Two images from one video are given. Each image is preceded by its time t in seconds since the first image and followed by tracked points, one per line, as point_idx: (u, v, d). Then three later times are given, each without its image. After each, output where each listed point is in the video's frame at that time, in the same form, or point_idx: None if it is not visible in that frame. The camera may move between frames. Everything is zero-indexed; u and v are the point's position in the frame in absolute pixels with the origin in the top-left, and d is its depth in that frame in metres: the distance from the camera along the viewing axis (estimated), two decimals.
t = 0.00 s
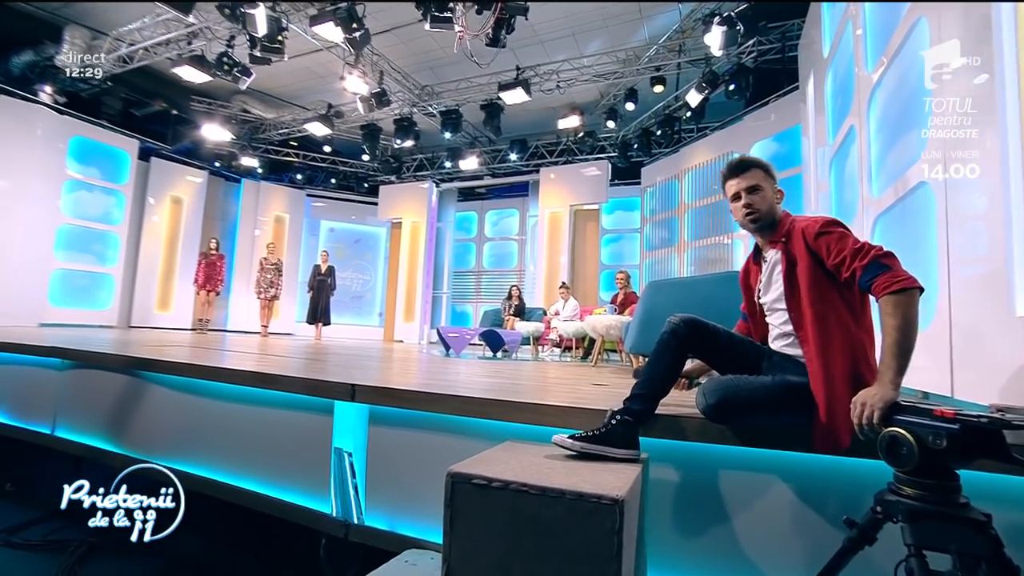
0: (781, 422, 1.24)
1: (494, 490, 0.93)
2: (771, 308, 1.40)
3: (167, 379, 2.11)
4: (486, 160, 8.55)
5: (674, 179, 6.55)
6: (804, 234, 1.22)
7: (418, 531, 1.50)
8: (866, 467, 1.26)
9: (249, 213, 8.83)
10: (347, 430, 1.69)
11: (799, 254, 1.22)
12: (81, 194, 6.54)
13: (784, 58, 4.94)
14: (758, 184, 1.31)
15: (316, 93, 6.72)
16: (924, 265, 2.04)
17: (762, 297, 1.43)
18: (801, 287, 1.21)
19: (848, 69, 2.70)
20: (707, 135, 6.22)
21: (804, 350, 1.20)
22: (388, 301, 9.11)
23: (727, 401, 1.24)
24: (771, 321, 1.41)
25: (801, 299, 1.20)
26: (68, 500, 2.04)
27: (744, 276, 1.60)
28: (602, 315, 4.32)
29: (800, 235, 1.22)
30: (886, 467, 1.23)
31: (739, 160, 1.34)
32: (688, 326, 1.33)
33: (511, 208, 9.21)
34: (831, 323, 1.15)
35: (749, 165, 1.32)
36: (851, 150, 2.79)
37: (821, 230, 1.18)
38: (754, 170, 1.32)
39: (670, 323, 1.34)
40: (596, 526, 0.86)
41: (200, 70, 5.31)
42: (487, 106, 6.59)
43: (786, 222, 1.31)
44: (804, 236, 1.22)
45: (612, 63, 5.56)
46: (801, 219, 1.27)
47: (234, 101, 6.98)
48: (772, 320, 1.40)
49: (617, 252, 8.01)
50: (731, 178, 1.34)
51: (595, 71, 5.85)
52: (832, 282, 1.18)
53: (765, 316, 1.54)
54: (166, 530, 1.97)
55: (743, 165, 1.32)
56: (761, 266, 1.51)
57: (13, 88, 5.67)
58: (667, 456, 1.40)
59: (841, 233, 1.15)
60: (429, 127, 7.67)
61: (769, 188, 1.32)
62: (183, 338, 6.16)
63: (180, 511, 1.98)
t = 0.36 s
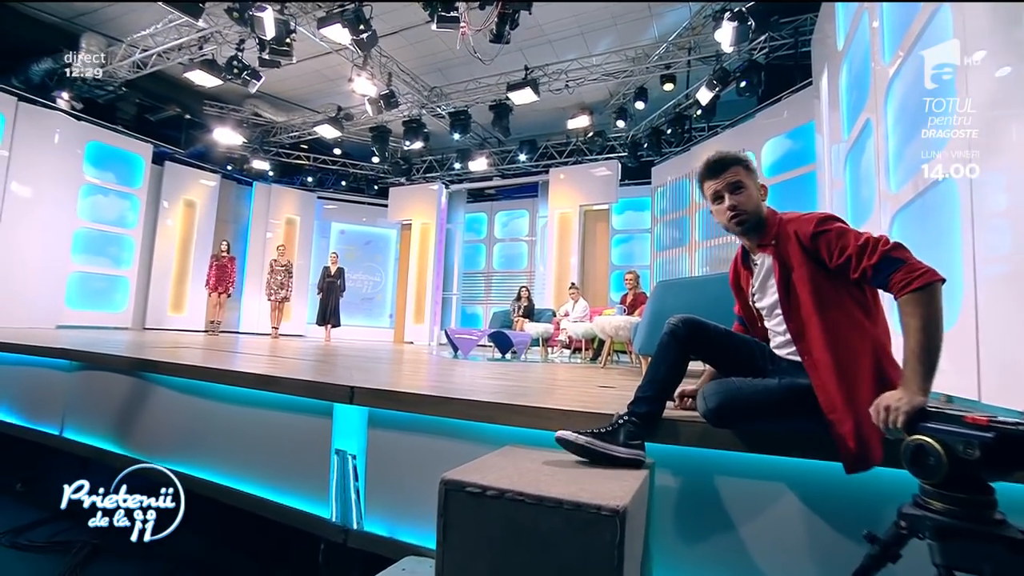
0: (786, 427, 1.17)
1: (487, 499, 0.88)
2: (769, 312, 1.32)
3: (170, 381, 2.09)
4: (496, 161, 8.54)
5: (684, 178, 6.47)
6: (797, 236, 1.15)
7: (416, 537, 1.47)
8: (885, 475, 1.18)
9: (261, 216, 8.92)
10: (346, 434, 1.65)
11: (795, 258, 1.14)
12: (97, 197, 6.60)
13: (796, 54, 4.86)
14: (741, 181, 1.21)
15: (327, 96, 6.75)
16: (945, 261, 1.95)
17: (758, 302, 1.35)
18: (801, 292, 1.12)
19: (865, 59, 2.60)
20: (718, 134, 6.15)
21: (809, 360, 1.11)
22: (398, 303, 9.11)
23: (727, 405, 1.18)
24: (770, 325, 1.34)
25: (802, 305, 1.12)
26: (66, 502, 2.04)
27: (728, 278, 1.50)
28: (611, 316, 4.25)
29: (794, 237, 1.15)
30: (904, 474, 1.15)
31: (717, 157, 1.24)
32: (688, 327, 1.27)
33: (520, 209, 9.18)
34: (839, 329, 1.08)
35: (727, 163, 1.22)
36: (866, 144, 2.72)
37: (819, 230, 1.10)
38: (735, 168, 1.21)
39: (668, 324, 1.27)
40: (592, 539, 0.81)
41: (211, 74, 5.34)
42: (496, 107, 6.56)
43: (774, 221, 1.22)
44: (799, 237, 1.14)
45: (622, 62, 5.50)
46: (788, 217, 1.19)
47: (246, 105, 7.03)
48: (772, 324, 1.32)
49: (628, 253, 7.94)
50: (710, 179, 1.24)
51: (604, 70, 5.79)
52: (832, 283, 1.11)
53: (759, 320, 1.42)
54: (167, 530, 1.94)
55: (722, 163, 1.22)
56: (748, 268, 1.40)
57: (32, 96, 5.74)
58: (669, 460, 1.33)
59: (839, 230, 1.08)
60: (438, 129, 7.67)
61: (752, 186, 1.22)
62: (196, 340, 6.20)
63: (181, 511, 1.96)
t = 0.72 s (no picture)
0: (788, 434, 1.11)
1: (473, 516, 0.81)
2: (765, 310, 1.25)
3: (149, 388, 2.00)
4: (489, 161, 8.49)
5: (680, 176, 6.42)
6: (791, 229, 1.07)
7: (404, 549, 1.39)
8: (897, 482, 1.10)
9: (252, 218, 8.83)
10: (332, 441, 1.56)
11: (791, 254, 1.06)
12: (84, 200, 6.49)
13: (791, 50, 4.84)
14: (729, 172, 1.13)
15: (319, 97, 6.69)
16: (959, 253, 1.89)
17: (754, 299, 1.27)
18: (799, 292, 1.05)
19: (864, 49, 2.52)
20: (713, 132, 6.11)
21: (810, 365, 1.03)
22: (392, 305, 9.03)
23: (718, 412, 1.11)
24: (767, 323, 1.27)
25: (801, 305, 1.05)
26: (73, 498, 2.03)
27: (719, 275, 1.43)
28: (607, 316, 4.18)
29: (789, 232, 1.07)
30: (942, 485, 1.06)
31: (701, 149, 1.15)
32: (686, 325, 1.20)
33: (515, 209, 9.12)
34: (843, 330, 1.00)
35: (713, 154, 1.14)
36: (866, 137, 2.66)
37: (816, 224, 1.02)
38: (721, 158, 1.14)
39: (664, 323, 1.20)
40: (589, 562, 0.73)
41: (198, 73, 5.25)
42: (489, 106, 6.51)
43: (765, 214, 1.13)
44: (795, 230, 1.06)
45: (615, 59, 5.45)
46: (780, 209, 1.12)
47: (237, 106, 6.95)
48: (769, 322, 1.25)
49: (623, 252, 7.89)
50: (697, 173, 1.15)
51: (597, 68, 5.74)
52: (832, 278, 1.04)
53: (754, 318, 1.36)
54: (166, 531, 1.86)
55: (706, 153, 1.14)
56: (739, 266, 1.32)
57: (15, 97, 5.62)
58: (666, 468, 1.25)
59: (839, 221, 1.00)
60: (431, 129, 7.61)
61: (740, 176, 1.14)
62: (187, 345, 6.11)
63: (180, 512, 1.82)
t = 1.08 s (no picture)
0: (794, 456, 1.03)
1: (446, 549, 0.71)
2: (781, 313, 1.13)
3: (110, 396, 1.87)
4: (478, 164, 8.41)
5: (669, 181, 6.40)
6: (819, 218, 0.98)
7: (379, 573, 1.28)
8: (908, 506, 1.02)
9: (236, 219, 8.65)
10: (306, 452, 1.48)
11: (815, 247, 0.98)
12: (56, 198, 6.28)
13: (781, 57, 4.83)
14: (756, 153, 1.03)
15: (305, 97, 6.58)
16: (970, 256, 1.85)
17: (769, 301, 1.17)
18: (820, 288, 0.97)
19: (860, 49, 2.48)
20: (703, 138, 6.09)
21: (819, 370, 0.96)
22: (378, 309, 8.90)
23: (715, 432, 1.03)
24: (781, 328, 1.15)
25: (819, 304, 0.97)
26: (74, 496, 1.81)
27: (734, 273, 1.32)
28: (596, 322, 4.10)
29: (814, 223, 0.98)
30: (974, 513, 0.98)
31: (728, 127, 1.07)
32: (685, 331, 1.11)
33: (503, 213, 9.04)
34: (864, 334, 0.93)
35: (740, 133, 1.05)
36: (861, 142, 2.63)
37: (844, 216, 0.93)
38: (747, 137, 1.04)
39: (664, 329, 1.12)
40: None
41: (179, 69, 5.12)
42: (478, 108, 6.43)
43: (791, 204, 1.06)
44: (820, 222, 0.98)
45: (606, 63, 5.41)
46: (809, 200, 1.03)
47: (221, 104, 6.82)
48: (784, 326, 1.14)
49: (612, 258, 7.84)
50: (722, 152, 1.06)
51: (588, 71, 5.69)
52: (855, 277, 0.96)
53: (769, 322, 1.25)
54: (166, 531, 1.66)
55: (732, 133, 1.05)
56: (761, 260, 1.20)
57: None
58: (662, 490, 1.17)
59: (874, 215, 0.90)
60: (419, 130, 7.52)
61: (767, 159, 1.05)
62: (165, 348, 5.94)
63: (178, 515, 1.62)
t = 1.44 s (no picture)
0: (787, 459, 0.97)
1: None
2: (786, 311, 1.07)
3: (56, 406, 1.74)
4: (459, 168, 8.35)
5: (650, 187, 6.41)
6: (854, 210, 0.95)
7: None
8: (897, 520, 0.99)
9: (211, 221, 8.44)
10: (270, 462, 1.39)
11: (846, 236, 0.94)
12: (17, 197, 6.03)
13: (760, 64, 4.88)
14: (797, 142, 0.97)
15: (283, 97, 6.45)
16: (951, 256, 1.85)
17: (774, 298, 1.11)
18: (844, 279, 0.93)
19: (840, 54, 2.49)
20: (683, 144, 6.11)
21: (829, 361, 0.93)
22: (356, 314, 8.75)
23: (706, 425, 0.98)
24: (781, 326, 1.10)
25: (842, 293, 0.93)
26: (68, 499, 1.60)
27: (740, 272, 1.28)
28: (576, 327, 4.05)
29: (849, 214, 0.95)
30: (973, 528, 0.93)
31: (771, 110, 1.00)
32: (672, 336, 1.03)
33: (485, 217, 8.98)
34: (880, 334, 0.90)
35: (787, 120, 0.99)
36: (840, 146, 2.63)
37: (879, 213, 0.91)
38: (790, 125, 0.99)
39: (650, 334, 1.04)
40: None
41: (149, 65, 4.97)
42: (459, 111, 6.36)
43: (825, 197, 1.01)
44: (853, 217, 0.95)
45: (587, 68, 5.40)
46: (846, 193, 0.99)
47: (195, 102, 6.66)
48: (786, 324, 1.08)
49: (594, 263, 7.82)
50: (758, 137, 0.99)
51: (570, 75, 5.66)
52: (880, 275, 0.93)
53: (766, 324, 1.20)
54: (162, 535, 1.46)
55: (776, 117, 0.99)
56: (772, 254, 1.16)
57: None
58: (644, 505, 1.11)
59: (912, 214, 0.87)
60: (400, 133, 7.44)
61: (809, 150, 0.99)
62: (133, 354, 5.73)
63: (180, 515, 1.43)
